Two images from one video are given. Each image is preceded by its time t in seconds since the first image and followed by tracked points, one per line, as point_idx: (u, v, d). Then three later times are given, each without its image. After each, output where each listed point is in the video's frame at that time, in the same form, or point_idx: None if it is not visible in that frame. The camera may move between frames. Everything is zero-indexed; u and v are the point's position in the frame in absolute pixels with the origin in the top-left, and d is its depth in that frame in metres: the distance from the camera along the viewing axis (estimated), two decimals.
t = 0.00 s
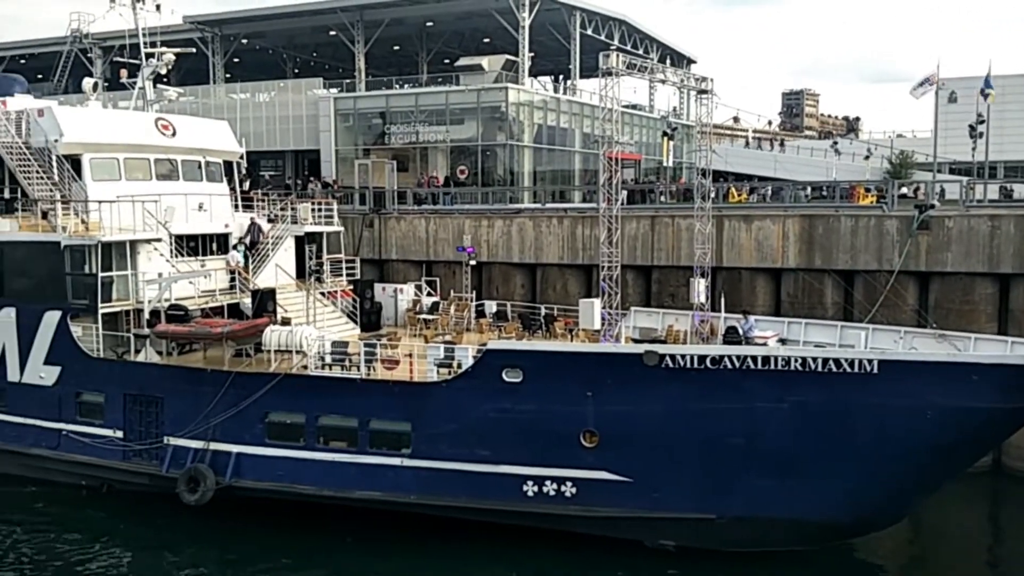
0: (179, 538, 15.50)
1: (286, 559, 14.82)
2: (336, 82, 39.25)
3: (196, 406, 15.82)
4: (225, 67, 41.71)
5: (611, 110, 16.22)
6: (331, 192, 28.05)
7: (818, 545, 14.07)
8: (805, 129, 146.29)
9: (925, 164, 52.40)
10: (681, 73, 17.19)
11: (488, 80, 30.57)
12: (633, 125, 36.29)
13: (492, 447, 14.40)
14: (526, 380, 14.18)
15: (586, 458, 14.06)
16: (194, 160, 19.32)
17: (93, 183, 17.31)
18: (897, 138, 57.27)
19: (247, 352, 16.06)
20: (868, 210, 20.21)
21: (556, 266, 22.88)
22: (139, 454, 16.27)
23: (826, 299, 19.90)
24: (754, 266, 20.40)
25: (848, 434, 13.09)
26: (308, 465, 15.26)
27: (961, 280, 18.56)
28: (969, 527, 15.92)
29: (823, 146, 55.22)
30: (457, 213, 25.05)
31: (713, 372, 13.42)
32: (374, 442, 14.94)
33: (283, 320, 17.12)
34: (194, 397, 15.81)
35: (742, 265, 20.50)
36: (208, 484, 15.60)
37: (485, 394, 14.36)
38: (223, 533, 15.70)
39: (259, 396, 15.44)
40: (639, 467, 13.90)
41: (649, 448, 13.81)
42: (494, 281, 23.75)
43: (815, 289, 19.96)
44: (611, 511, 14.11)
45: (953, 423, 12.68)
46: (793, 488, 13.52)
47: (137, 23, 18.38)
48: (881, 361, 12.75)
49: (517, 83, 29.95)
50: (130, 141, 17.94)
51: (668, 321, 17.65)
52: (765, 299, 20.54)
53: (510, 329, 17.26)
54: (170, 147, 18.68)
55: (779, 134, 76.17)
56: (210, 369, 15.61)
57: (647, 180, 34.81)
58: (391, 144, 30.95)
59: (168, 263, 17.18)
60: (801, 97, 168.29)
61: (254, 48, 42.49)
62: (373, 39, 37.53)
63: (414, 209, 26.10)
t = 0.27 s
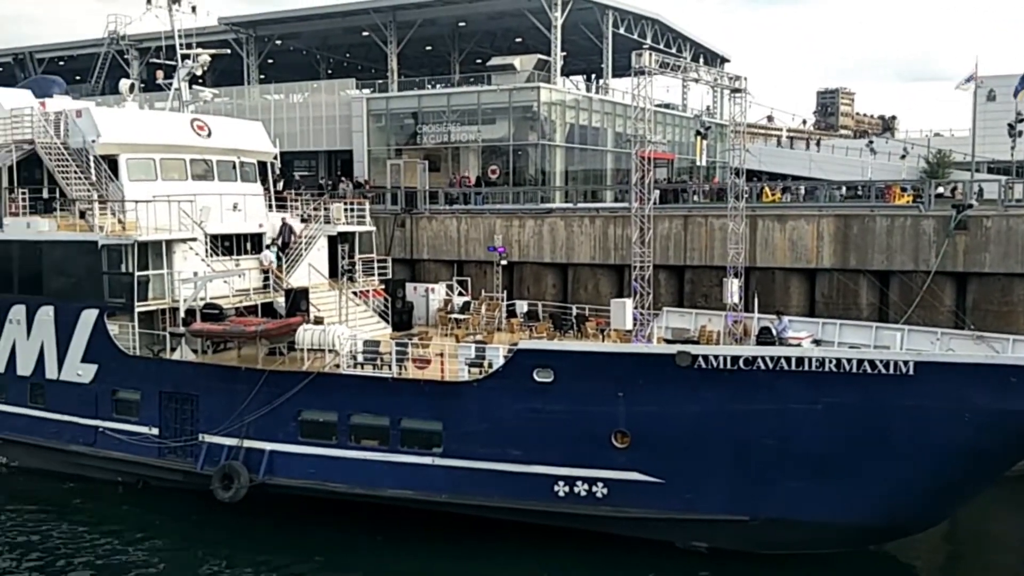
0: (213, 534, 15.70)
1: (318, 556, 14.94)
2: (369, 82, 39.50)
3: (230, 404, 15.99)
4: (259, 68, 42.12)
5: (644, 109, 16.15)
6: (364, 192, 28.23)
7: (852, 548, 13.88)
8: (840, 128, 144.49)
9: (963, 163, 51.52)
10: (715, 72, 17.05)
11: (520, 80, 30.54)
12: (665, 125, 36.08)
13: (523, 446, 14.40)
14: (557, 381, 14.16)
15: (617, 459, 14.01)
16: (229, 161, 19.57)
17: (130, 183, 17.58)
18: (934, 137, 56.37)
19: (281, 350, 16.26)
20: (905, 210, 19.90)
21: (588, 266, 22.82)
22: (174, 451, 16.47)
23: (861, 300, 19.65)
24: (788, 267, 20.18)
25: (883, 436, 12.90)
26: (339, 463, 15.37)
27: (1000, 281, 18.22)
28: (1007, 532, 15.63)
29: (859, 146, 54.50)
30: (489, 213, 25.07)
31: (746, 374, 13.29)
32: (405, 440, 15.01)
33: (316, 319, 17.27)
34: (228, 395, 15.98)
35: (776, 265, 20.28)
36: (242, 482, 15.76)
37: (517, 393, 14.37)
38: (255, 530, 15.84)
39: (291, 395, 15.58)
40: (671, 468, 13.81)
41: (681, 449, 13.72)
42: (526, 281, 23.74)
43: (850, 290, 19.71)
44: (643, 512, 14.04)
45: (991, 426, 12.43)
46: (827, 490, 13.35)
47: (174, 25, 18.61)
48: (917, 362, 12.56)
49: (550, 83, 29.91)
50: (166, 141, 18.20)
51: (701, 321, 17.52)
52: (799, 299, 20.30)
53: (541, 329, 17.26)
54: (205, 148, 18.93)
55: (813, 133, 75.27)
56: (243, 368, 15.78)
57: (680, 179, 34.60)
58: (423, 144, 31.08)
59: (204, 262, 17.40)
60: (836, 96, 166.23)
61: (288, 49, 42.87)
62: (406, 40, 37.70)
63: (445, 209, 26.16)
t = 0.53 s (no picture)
0: (249, 527, 15.88)
1: (352, 551, 15.05)
2: (403, 80, 39.71)
3: (266, 399, 16.16)
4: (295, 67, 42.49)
5: (679, 106, 16.04)
6: (399, 190, 28.37)
7: (890, 549, 13.68)
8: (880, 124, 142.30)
9: (1006, 160, 50.48)
10: (751, 68, 16.88)
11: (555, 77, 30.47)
12: (701, 121, 35.80)
13: (556, 444, 14.40)
14: (591, 378, 14.14)
15: (651, 457, 13.94)
16: (266, 159, 19.79)
17: (168, 180, 17.84)
18: (975, 133, 55.31)
19: (315, 347, 16.47)
20: (945, 207, 19.55)
21: (622, 263, 22.73)
22: (211, 445, 16.66)
23: (899, 298, 19.36)
24: (825, 265, 19.92)
25: (922, 436, 12.70)
26: (373, 459, 15.48)
27: None
28: None
29: (898, 142, 53.62)
30: (522, 210, 25.07)
31: (781, 373, 13.17)
32: (439, 437, 15.07)
33: (350, 316, 17.41)
34: (263, 390, 16.15)
35: (813, 263, 20.03)
36: (277, 476, 15.93)
37: (550, 391, 14.38)
38: (290, 524, 15.99)
39: (326, 391, 15.72)
40: (705, 467, 13.72)
41: (716, 448, 13.62)
42: (559, 278, 23.70)
43: (888, 288, 19.43)
44: (677, 511, 13.97)
45: None
46: (864, 491, 13.17)
47: (212, 24, 18.84)
48: (957, 362, 12.36)
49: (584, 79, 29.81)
50: (204, 140, 18.45)
51: (736, 319, 17.35)
52: (836, 297, 20.04)
53: (574, 327, 17.26)
54: (242, 146, 19.16)
55: (851, 130, 74.19)
56: (279, 364, 15.93)
57: (715, 177, 34.31)
58: (457, 141, 31.15)
59: (240, 259, 17.64)
60: (876, 91, 163.64)
61: (323, 47, 43.19)
62: (440, 38, 37.80)
63: (479, 207, 26.20)
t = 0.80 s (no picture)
0: (285, 520, 16.03)
1: (386, 545, 15.12)
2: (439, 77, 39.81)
3: (302, 394, 16.33)
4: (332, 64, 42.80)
5: (716, 101, 15.89)
6: (434, 186, 28.46)
7: (929, 551, 13.46)
8: (922, 118, 139.74)
9: None
10: (789, 63, 16.66)
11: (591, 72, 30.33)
12: (738, 117, 35.44)
13: (590, 441, 14.39)
14: (625, 376, 14.10)
15: (685, 456, 13.86)
16: (302, 156, 19.98)
17: (207, 178, 18.07)
18: (1021, 128, 54.09)
19: (351, 343, 16.59)
20: (989, 204, 19.14)
21: (657, 260, 22.59)
22: (248, 440, 16.87)
23: (939, 296, 18.96)
24: (864, 262, 19.62)
25: (961, 435, 12.52)
26: (408, 454, 15.58)
27: None
28: None
29: (940, 137, 52.63)
30: (557, 206, 25.00)
31: (818, 371, 13.04)
32: (472, 433, 15.13)
33: (385, 312, 17.52)
34: (299, 385, 16.33)
35: (851, 260, 19.73)
36: (313, 470, 16.18)
37: (584, 388, 14.37)
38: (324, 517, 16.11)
39: (361, 387, 15.84)
40: (740, 466, 13.61)
41: (751, 447, 13.51)
42: (594, 275, 23.62)
43: (927, 286, 19.07)
44: (712, 510, 13.86)
45: None
46: (903, 491, 12.98)
47: (250, 22, 19.01)
48: (998, 361, 12.17)
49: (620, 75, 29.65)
50: (242, 137, 18.67)
51: (773, 317, 17.13)
52: (875, 295, 19.72)
53: (608, 324, 17.23)
54: (279, 144, 19.36)
55: (892, 125, 72.93)
56: (315, 359, 16.09)
57: (752, 173, 33.93)
58: (491, 138, 31.01)
59: (277, 256, 17.86)
60: (918, 85, 160.67)
61: (360, 45, 43.45)
62: (476, 34, 37.82)
63: (513, 203, 26.17)
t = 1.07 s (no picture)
0: (322, 513, 16.15)
1: (421, 539, 15.16)
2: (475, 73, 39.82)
3: (338, 389, 16.46)
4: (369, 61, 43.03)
5: (755, 96, 15.70)
6: (471, 183, 28.51)
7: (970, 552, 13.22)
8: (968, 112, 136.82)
9: None
10: (829, 57, 16.40)
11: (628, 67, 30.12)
12: (777, 111, 34.99)
13: (625, 438, 14.34)
14: (661, 373, 14.02)
15: (722, 453, 13.75)
16: (339, 153, 20.14)
17: (245, 174, 18.33)
18: None
19: (387, 338, 16.65)
20: None
21: (695, 256, 22.39)
22: (286, 434, 17.06)
23: (982, 293, 18.54)
24: (905, 258, 19.26)
25: (1004, 434, 12.32)
26: (443, 450, 15.64)
27: None
28: None
29: (986, 132, 51.47)
30: (593, 202, 24.88)
31: (858, 369, 12.85)
32: (508, 429, 15.14)
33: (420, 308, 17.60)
34: (335, 381, 16.46)
35: (892, 256, 19.38)
36: (349, 465, 16.31)
37: (620, 385, 14.32)
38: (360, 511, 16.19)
39: (396, 382, 15.93)
40: (777, 464, 13.47)
41: (789, 445, 13.36)
42: (630, 271, 23.47)
43: (970, 283, 18.65)
44: (749, 509, 13.72)
45: None
46: (944, 491, 12.78)
47: (289, 20, 19.17)
48: None
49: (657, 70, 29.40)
50: (280, 135, 18.85)
51: (812, 314, 16.90)
52: (916, 292, 19.34)
53: (645, 321, 17.13)
54: (316, 140, 19.52)
55: (936, 119, 71.49)
56: (351, 355, 16.22)
57: (791, 168, 33.48)
58: (528, 134, 31.07)
59: (314, 253, 18.03)
60: (964, 78, 157.27)
61: (397, 41, 43.61)
62: (513, 30, 37.76)
63: (549, 199, 26.11)
